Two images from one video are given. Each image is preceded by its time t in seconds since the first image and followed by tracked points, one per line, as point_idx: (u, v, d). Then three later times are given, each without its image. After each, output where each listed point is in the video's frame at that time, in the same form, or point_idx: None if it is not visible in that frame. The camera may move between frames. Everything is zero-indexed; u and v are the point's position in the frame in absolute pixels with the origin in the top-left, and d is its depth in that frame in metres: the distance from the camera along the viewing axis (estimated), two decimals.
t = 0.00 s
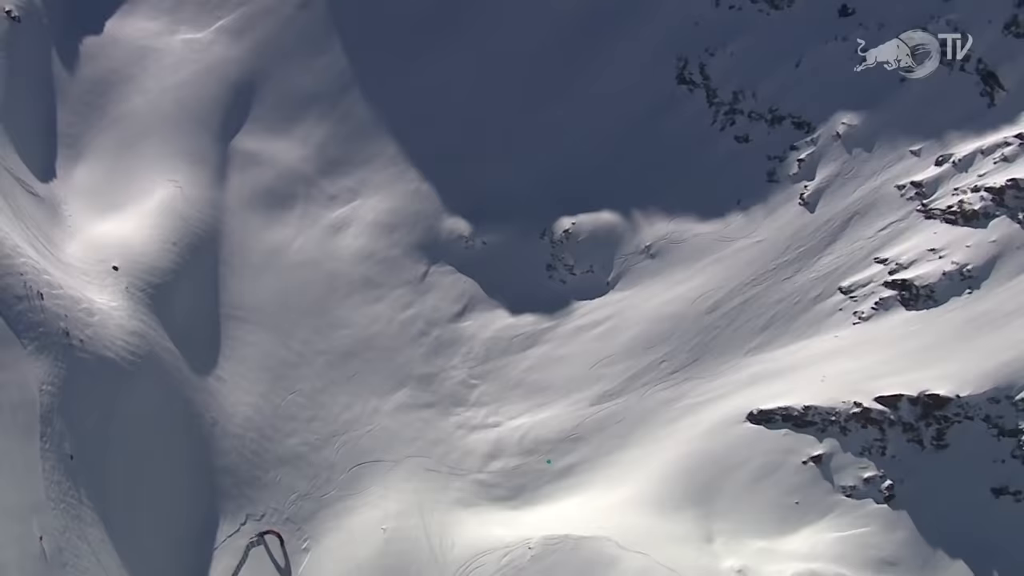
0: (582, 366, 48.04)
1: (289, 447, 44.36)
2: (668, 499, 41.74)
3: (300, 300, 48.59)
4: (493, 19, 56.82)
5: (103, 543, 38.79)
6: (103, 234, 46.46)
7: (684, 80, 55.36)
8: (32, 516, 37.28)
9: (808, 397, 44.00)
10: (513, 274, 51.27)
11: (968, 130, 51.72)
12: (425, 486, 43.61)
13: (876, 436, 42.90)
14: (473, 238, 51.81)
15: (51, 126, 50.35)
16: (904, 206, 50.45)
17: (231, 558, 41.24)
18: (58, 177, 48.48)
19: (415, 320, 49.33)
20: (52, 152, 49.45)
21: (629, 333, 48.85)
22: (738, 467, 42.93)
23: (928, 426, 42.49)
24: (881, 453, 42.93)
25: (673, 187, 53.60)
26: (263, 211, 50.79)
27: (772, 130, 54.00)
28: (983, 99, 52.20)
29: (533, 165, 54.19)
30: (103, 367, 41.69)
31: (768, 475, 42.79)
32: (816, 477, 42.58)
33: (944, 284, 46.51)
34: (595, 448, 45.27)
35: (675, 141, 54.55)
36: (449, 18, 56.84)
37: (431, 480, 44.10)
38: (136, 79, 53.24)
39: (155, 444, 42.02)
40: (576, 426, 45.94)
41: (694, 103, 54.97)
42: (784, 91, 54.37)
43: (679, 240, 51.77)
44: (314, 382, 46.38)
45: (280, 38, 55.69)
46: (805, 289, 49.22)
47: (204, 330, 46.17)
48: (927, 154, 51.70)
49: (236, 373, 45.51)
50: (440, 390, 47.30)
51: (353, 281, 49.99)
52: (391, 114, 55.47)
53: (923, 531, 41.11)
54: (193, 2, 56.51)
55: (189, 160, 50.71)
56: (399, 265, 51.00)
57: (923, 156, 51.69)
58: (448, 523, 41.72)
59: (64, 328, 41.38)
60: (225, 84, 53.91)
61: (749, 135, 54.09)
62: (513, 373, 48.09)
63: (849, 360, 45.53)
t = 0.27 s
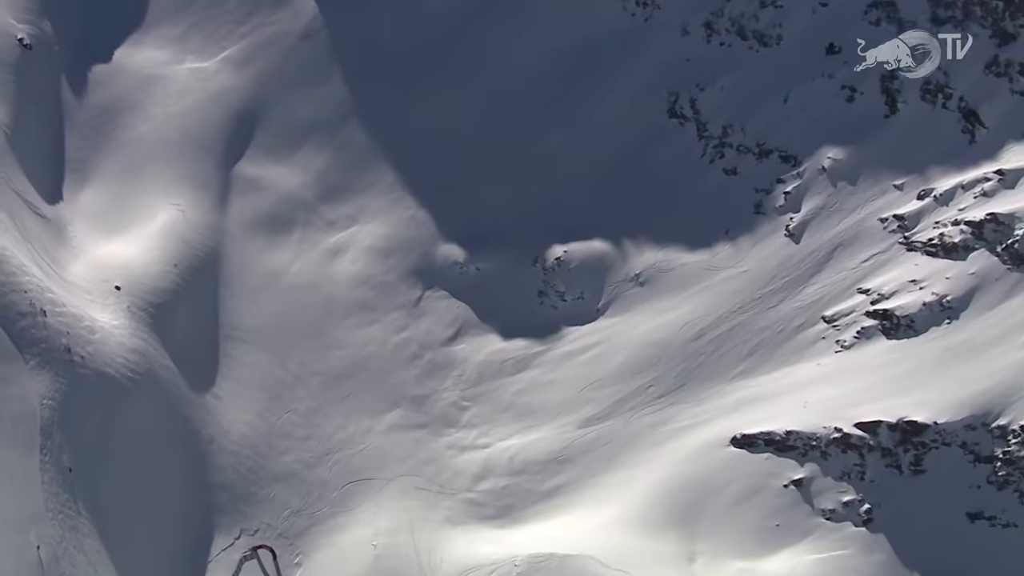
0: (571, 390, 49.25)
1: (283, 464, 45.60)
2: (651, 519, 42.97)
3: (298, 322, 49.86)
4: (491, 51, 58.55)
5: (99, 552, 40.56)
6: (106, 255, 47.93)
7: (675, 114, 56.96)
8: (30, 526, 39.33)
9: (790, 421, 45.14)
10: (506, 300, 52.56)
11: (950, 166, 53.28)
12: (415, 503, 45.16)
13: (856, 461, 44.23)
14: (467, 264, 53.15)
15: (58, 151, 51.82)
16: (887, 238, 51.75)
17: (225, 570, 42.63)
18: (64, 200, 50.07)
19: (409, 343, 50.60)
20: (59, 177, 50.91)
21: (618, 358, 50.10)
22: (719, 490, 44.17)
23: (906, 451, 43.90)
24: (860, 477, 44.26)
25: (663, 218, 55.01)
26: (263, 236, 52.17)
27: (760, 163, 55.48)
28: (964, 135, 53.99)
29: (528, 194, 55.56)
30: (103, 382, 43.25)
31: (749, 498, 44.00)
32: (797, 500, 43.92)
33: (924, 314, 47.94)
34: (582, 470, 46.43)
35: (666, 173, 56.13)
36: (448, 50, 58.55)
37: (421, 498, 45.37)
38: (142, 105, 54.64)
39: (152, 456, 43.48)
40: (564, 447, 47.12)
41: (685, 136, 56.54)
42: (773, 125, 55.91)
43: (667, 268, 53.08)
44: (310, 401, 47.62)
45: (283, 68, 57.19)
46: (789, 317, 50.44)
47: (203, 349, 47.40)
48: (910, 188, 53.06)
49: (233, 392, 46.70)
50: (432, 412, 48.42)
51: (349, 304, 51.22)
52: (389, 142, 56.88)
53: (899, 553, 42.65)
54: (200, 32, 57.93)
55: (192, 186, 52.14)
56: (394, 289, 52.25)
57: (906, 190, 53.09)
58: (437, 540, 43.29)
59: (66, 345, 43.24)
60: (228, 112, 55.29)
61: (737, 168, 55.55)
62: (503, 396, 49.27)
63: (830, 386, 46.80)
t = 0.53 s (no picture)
0: (561, 410, 50.21)
1: (277, 479, 46.69)
2: (636, 537, 44.07)
3: (295, 341, 50.96)
4: (488, 79, 60.13)
5: (94, 562, 41.99)
6: (107, 273, 49.08)
7: (667, 141, 58.29)
8: (26, 535, 41.01)
9: (775, 442, 46.09)
10: (499, 321, 53.61)
11: (934, 194, 54.51)
12: (407, 518, 46.18)
13: (838, 481, 45.25)
14: (461, 286, 54.28)
15: (63, 172, 52.94)
16: (871, 264, 52.96)
17: None
18: (68, 220, 51.20)
19: (403, 363, 51.68)
20: (63, 197, 52.01)
21: (608, 379, 51.12)
22: (703, 509, 45.22)
23: (888, 472, 45.04)
24: (842, 497, 45.32)
25: (653, 243, 55.98)
26: (262, 257, 53.35)
27: (749, 190, 56.62)
28: (948, 164, 55.29)
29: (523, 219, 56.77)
30: (101, 397, 44.63)
31: (732, 517, 45.05)
32: (780, 518, 45.05)
33: (907, 338, 49.03)
34: (571, 488, 47.44)
35: (657, 199, 57.29)
36: (446, 77, 60.10)
37: (413, 514, 46.39)
38: (146, 128, 55.73)
39: (149, 470, 44.77)
40: (554, 466, 48.15)
41: (676, 163, 57.85)
42: (762, 153, 57.12)
43: (658, 292, 54.16)
44: (305, 418, 48.65)
45: (284, 94, 58.42)
46: (775, 341, 51.45)
47: (200, 366, 48.52)
48: (895, 216, 54.27)
49: (229, 409, 47.81)
50: (424, 430, 49.40)
51: (345, 324, 52.33)
52: (387, 166, 57.92)
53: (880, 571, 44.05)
54: (204, 58, 59.19)
55: (194, 207, 53.18)
56: (389, 310, 53.32)
57: (890, 217, 54.33)
58: (427, 556, 44.20)
59: (66, 360, 44.74)
60: (230, 136, 56.44)
61: (726, 195, 56.73)
62: (494, 415, 50.28)
63: (815, 408, 47.78)
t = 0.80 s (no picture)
0: (549, 433, 51.49)
1: (270, 497, 48.48)
2: (620, 558, 45.01)
3: (290, 363, 52.27)
4: (482, 111, 61.64)
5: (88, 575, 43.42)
6: (107, 296, 50.58)
7: (656, 174, 59.85)
8: (23, 547, 42.26)
9: (757, 466, 47.23)
10: (489, 347, 54.90)
11: (914, 227, 55.98)
12: (397, 537, 47.91)
13: (818, 505, 46.29)
14: (453, 312, 55.55)
15: (66, 197, 54.40)
16: (852, 294, 54.32)
17: None
18: (70, 243, 52.71)
19: (395, 386, 52.99)
20: (66, 222, 53.47)
21: (596, 403, 52.34)
22: (685, 530, 46.28)
23: (866, 496, 46.25)
24: (821, 520, 46.34)
25: (640, 272, 57.48)
26: (259, 282, 54.63)
27: (735, 221, 58.07)
28: (928, 198, 56.90)
29: (515, 248, 58.25)
30: (98, 415, 46.06)
31: (712, 539, 46.11)
32: (761, 540, 46.11)
33: (886, 366, 50.31)
34: (557, 508, 48.78)
35: (646, 230, 58.78)
36: (441, 109, 61.52)
37: (402, 533, 48.12)
38: (147, 155, 57.11)
39: (144, 486, 46.38)
40: (541, 487, 49.48)
41: (664, 195, 59.37)
42: (748, 186, 58.59)
43: (645, 319, 55.50)
44: (298, 438, 50.26)
45: (283, 123, 59.90)
46: (758, 368, 52.74)
47: (196, 386, 49.89)
48: (876, 248, 55.67)
49: (225, 429, 49.31)
50: (415, 452, 50.87)
51: (339, 348, 53.61)
52: (383, 195, 59.35)
53: None
54: (206, 87, 60.44)
55: (193, 233, 54.53)
56: (382, 334, 54.65)
57: (872, 249, 55.72)
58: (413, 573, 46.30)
59: (64, 379, 46.12)
60: (230, 164, 57.84)
61: (712, 226, 58.19)
62: (483, 438, 51.58)
63: (797, 433, 48.89)
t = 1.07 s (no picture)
0: (536, 457, 52.71)
1: (261, 517, 49.78)
2: None
3: (283, 387, 53.54)
4: (475, 143, 63.04)
5: None
6: (105, 320, 51.91)
7: (644, 206, 61.15)
8: (18, 562, 44.14)
9: (738, 490, 48.38)
10: (478, 373, 56.10)
11: (894, 258, 57.41)
12: (385, 558, 49.59)
13: (797, 528, 47.54)
14: (444, 338, 56.79)
15: (68, 224, 55.76)
16: (834, 323, 55.52)
17: None
18: (71, 268, 54.16)
19: (386, 410, 54.24)
20: (67, 248, 54.87)
21: (583, 428, 53.53)
22: (668, 553, 47.31)
23: (844, 520, 47.57)
24: (800, 543, 47.55)
25: (628, 301, 58.63)
26: (254, 308, 55.89)
27: (720, 252, 59.42)
28: (908, 231, 58.41)
29: (504, 277, 59.56)
30: (94, 435, 47.45)
31: (694, 562, 47.14)
32: (741, 563, 47.25)
33: (865, 394, 51.59)
34: (543, 530, 50.01)
35: (634, 261, 60.05)
36: (435, 140, 63.09)
37: (390, 553, 49.79)
38: (148, 184, 58.59)
39: (138, 504, 47.67)
40: (527, 510, 50.76)
41: (652, 227, 60.67)
42: (733, 218, 59.98)
43: (632, 346, 56.71)
44: (290, 460, 51.57)
45: (281, 154, 61.44)
46: (741, 396, 53.87)
47: (191, 408, 51.08)
48: (856, 278, 57.01)
49: (218, 450, 50.48)
50: (404, 474, 52.32)
51: (331, 372, 54.85)
52: (376, 224, 60.76)
53: None
54: (206, 118, 62.05)
55: (190, 260, 55.91)
56: (374, 360, 55.89)
57: (853, 280, 57.04)
58: None
59: (61, 400, 47.65)
60: (228, 193, 59.35)
61: (698, 257, 59.48)
62: (471, 461, 52.82)
63: (777, 458, 50.06)
